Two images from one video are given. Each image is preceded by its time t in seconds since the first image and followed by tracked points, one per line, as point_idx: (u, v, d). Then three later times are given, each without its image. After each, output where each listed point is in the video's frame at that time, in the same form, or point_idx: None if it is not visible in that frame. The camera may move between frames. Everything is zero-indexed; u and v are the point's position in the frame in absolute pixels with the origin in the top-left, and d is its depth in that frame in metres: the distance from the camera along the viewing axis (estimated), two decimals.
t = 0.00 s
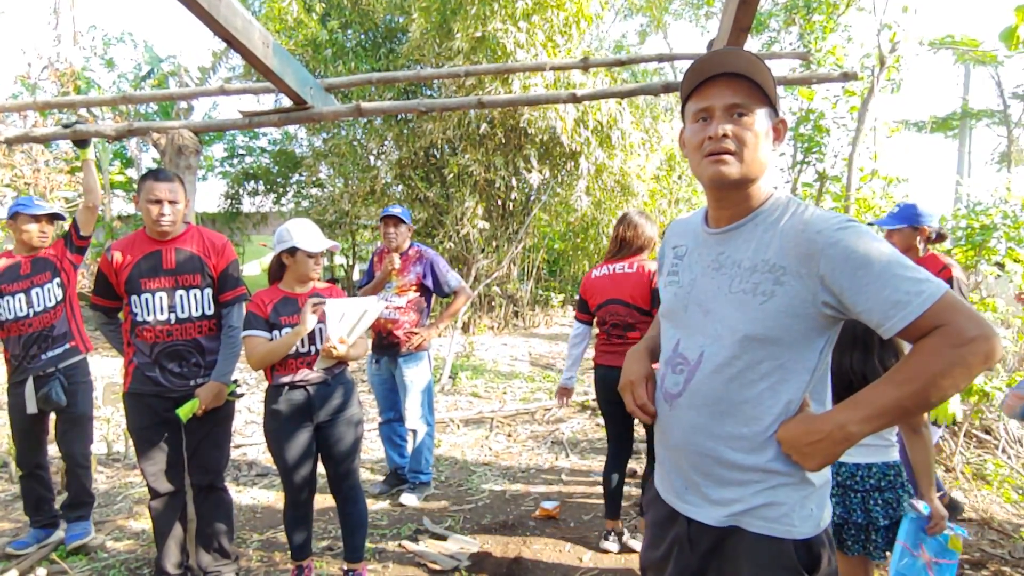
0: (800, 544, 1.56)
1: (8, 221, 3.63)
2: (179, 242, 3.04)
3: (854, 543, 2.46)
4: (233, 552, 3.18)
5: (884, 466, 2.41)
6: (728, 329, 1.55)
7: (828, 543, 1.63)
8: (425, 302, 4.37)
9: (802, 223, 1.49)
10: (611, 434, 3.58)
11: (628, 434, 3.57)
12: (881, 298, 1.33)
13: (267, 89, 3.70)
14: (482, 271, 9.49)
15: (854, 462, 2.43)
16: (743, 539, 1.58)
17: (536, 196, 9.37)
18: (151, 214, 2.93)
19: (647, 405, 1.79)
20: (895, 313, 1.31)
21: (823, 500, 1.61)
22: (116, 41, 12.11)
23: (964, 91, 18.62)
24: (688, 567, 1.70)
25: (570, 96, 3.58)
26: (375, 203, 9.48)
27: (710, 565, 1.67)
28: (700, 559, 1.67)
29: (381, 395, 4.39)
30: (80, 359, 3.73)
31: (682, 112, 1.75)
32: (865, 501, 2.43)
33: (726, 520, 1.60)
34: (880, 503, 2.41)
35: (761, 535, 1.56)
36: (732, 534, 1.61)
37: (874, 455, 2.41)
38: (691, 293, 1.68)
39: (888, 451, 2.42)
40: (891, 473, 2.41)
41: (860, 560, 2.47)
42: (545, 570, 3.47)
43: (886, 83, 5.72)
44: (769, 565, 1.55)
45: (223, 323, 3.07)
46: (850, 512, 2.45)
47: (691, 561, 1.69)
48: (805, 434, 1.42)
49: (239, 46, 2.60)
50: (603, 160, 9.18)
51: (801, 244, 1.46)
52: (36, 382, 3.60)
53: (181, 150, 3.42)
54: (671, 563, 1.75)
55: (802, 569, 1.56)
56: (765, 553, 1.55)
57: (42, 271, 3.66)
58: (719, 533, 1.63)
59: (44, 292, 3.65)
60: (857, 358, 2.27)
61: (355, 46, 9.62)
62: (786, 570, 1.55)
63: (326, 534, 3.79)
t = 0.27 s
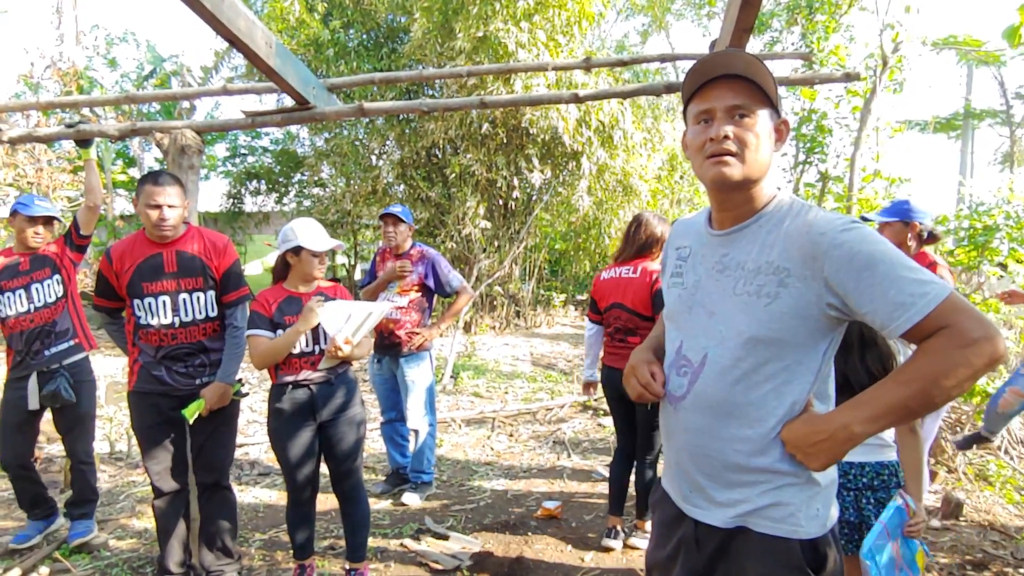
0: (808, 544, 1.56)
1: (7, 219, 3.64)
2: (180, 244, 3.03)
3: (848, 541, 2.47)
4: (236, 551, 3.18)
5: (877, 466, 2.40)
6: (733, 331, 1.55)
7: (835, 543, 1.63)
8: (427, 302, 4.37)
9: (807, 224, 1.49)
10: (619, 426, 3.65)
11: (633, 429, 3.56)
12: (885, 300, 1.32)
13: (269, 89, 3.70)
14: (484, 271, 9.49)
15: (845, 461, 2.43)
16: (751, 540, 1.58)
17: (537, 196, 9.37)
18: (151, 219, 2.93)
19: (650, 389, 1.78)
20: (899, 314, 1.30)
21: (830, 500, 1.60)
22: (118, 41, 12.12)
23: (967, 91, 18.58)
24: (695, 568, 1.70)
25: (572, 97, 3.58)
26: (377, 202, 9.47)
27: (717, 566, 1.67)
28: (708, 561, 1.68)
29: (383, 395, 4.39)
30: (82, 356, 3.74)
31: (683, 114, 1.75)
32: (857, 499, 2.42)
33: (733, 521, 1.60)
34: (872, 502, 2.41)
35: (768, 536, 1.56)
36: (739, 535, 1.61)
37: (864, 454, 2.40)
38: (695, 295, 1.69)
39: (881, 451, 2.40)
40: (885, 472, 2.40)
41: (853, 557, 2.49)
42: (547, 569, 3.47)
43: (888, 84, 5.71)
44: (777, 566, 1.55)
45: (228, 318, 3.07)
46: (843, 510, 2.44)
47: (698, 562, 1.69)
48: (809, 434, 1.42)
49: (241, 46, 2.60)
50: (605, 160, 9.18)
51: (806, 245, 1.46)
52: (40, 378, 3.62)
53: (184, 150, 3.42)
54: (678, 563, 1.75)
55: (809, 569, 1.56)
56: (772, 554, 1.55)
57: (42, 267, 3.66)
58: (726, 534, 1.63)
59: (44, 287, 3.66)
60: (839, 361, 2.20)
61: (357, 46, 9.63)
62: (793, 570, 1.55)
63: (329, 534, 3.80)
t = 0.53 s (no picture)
0: (813, 546, 1.55)
1: None
2: (183, 250, 3.02)
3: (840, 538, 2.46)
4: (241, 550, 3.19)
5: (878, 465, 2.39)
6: (739, 333, 1.55)
7: (840, 545, 1.63)
8: (431, 303, 4.38)
9: (817, 226, 1.49)
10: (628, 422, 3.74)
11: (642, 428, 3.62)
12: (892, 305, 1.33)
13: (275, 89, 3.71)
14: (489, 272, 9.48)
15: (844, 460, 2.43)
16: (756, 542, 1.58)
17: (541, 197, 9.37)
18: (152, 227, 2.90)
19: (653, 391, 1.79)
20: (907, 318, 1.30)
21: (836, 501, 1.60)
22: (124, 41, 12.17)
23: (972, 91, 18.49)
24: (701, 569, 1.70)
25: (576, 98, 3.58)
26: (381, 203, 9.48)
27: (721, 567, 1.67)
28: (712, 562, 1.68)
29: (386, 395, 4.39)
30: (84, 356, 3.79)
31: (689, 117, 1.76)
32: (852, 496, 2.42)
33: (739, 522, 1.60)
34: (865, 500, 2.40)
35: (773, 537, 1.55)
36: (744, 536, 1.61)
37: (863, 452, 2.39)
38: (701, 296, 1.69)
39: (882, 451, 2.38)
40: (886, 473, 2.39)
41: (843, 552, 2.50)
42: (550, 570, 3.47)
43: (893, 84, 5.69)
44: (781, 567, 1.55)
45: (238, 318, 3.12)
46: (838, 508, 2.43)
47: (702, 563, 1.69)
48: (810, 429, 1.43)
49: (246, 47, 2.61)
50: (609, 161, 9.18)
51: (815, 248, 1.46)
52: (44, 377, 3.62)
53: (189, 151, 3.43)
54: (684, 564, 1.75)
55: (814, 571, 1.56)
56: (777, 556, 1.55)
57: (42, 267, 3.65)
58: (731, 535, 1.63)
59: (45, 286, 3.65)
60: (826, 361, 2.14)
61: (361, 47, 9.64)
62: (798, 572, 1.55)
63: (333, 533, 3.81)
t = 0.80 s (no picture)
0: (820, 548, 1.55)
1: None
2: (186, 250, 3.02)
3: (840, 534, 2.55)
4: (247, 550, 3.20)
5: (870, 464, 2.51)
6: (745, 332, 1.55)
7: (848, 548, 1.62)
8: (436, 304, 4.38)
9: (828, 231, 1.49)
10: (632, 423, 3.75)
11: (646, 429, 3.63)
12: (884, 323, 1.38)
13: (280, 90, 3.72)
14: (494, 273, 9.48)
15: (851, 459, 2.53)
16: (763, 544, 1.58)
17: (545, 197, 9.37)
18: (155, 227, 2.90)
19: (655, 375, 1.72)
20: (891, 339, 1.37)
21: (844, 505, 1.60)
22: (130, 42, 12.22)
23: (979, 91, 18.39)
24: (709, 571, 1.70)
25: (582, 99, 3.58)
26: (385, 203, 9.50)
27: (729, 568, 1.67)
28: (720, 563, 1.67)
29: (391, 395, 4.39)
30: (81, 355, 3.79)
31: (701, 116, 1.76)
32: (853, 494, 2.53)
33: (744, 523, 1.59)
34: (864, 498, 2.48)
35: (780, 539, 1.55)
36: (751, 537, 1.60)
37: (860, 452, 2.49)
38: (709, 294, 1.69)
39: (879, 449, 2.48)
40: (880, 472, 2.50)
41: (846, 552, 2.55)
42: (555, 570, 3.48)
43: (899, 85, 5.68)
44: (788, 569, 1.55)
45: (245, 317, 3.14)
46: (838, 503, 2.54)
47: (710, 564, 1.69)
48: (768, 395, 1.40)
49: (252, 48, 2.62)
50: (613, 162, 9.18)
51: (824, 251, 1.47)
52: (42, 378, 3.60)
53: (196, 151, 3.44)
54: (692, 565, 1.74)
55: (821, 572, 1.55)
56: (784, 558, 1.55)
57: (39, 266, 3.62)
58: (738, 536, 1.62)
59: (43, 285, 3.63)
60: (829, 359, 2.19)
61: (366, 47, 9.67)
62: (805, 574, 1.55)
63: (339, 533, 3.82)
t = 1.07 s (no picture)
0: (818, 550, 1.54)
1: None
2: (189, 252, 3.01)
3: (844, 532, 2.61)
4: (252, 550, 3.21)
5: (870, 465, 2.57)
6: (748, 330, 1.56)
7: (848, 551, 1.61)
8: (442, 304, 4.39)
9: (838, 233, 1.48)
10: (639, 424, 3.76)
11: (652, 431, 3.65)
12: (877, 333, 1.39)
13: (287, 90, 3.73)
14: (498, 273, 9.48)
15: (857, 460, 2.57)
16: (760, 543, 1.58)
17: (550, 197, 9.36)
18: (156, 230, 2.91)
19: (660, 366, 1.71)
20: (876, 349, 1.39)
21: (845, 508, 1.59)
22: (136, 43, 12.26)
23: (985, 91, 18.29)
24: (708, 570, 1.70)
25: (587, 99, 3.58)
26: (390, 203, 9.51)
27: (728, 567, 1.67)
28: (719, 562, 1.67)
29: (397, 395, 4.40)
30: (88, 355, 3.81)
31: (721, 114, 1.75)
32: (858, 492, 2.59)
33: (741, 523, 1.60)
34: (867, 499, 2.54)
35: (776, 540, 1.55)
36: (749, 537, 1.60)
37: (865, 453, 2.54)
38: (717, 291, 1.69)
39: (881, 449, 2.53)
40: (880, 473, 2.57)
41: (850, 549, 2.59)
42: (559, 570, 3.48)
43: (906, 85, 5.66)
44: (786, 570, 1.55)
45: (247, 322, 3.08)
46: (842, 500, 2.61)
47: (709, 563, 1.69)
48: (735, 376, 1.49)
49: (259, 48, 2.63)
50: (618, 162, 9.17)
51: (831, 253, 1.47)
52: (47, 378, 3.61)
53: (202, 151, 3.45)
54: (691, 565, 1.74)
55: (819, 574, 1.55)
56: (781, 558, 1.55)
57: (48, 265, 3.65)
58: (737, 536, 1.62)
59: (51, 285, 3.65)
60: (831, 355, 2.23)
61: (371, 48, 9.68)
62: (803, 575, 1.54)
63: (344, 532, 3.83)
